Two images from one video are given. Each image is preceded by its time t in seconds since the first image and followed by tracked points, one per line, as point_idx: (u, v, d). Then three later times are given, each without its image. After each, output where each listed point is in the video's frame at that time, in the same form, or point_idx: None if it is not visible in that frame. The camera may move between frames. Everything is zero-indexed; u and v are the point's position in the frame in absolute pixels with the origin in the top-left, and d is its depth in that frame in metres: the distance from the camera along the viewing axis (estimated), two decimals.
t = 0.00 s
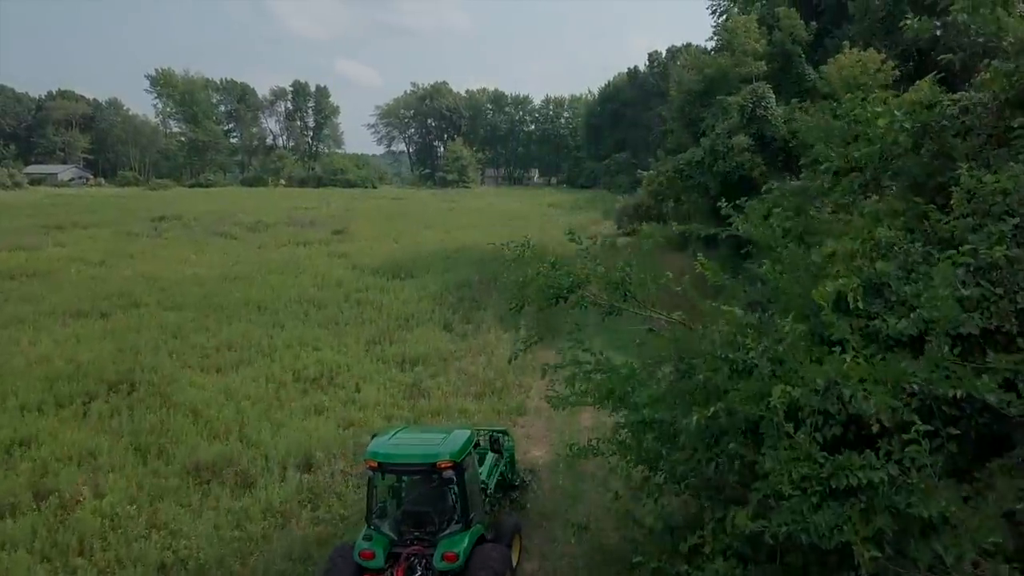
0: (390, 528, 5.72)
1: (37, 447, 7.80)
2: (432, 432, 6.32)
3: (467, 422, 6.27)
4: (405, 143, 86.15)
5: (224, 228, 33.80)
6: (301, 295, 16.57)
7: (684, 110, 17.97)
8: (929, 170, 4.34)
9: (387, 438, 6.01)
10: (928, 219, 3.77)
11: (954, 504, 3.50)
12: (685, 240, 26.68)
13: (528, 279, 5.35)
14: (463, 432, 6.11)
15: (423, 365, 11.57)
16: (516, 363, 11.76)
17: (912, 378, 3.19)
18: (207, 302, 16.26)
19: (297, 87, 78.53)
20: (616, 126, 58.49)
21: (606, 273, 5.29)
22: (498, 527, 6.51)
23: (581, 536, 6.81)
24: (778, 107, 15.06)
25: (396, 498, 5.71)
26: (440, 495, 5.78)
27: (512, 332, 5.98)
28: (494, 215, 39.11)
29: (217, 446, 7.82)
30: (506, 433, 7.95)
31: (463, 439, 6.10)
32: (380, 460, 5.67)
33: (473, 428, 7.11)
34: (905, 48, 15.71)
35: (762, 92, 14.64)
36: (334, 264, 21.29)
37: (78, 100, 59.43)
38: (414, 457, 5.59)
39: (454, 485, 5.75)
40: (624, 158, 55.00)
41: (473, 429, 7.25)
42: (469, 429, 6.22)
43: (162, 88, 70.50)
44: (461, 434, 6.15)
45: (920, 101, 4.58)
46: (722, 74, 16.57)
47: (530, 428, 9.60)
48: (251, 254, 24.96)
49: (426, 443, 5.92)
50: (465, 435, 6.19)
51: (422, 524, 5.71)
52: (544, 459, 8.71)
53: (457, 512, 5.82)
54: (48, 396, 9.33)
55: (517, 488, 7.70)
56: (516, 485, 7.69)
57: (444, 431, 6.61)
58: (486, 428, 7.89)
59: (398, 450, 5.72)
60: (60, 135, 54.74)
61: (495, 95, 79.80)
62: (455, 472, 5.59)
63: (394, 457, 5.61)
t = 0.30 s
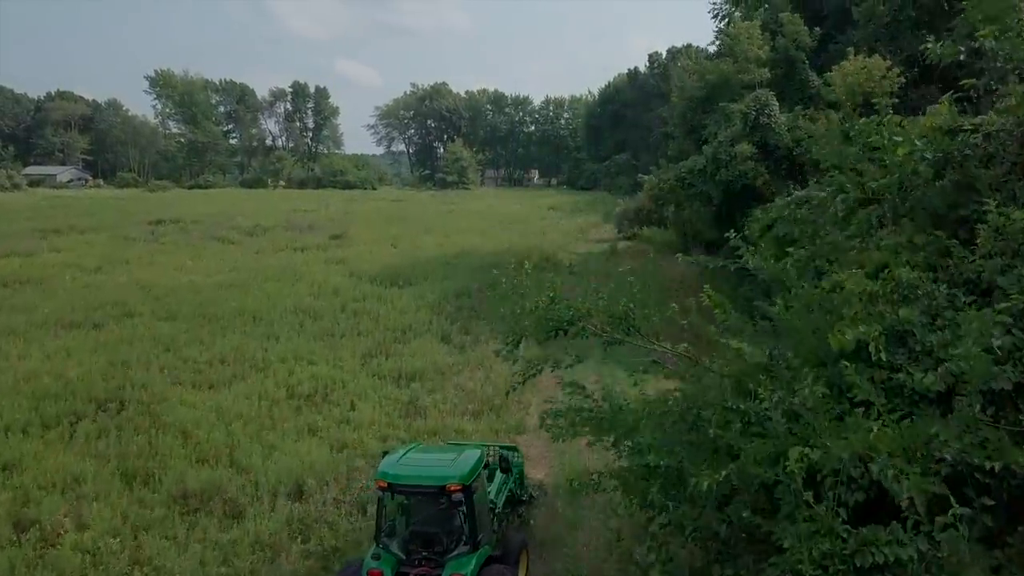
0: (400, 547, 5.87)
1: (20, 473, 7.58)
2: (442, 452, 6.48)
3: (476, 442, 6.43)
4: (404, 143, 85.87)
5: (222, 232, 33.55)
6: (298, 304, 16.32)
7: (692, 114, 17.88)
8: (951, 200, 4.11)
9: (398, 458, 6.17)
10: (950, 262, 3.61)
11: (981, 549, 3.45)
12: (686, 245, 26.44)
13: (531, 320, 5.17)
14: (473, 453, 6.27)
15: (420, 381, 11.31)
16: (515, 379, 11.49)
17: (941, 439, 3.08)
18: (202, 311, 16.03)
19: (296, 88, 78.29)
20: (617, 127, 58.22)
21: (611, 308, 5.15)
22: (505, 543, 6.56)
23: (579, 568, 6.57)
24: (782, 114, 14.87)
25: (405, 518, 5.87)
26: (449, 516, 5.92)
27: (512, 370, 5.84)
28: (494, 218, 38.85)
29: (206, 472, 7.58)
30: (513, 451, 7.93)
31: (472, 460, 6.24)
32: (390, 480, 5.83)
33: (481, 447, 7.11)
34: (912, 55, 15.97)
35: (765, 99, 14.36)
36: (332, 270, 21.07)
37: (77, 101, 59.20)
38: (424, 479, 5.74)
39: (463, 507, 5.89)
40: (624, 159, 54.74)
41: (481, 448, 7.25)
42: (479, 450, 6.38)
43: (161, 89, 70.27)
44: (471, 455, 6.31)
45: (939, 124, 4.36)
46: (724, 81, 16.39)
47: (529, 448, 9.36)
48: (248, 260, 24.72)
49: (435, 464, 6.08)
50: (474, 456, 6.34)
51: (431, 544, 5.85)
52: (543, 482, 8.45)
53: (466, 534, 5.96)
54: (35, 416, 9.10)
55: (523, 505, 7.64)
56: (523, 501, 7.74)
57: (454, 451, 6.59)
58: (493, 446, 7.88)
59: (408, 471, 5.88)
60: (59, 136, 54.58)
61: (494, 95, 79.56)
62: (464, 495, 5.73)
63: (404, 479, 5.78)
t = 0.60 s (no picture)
0: (404, 566, 5.91)
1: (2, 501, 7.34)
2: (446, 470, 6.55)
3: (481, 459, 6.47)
4: (404, 145, 85.58)
5: (220, 235, 33.27)
6: (294, 314, 16.07)
7: (694, 120, 17.65)
8: (976, 235, 3.79)
9: (402, 478, 6.22)
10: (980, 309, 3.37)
11: None
12: (687, 250, 26.18)
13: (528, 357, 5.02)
14: (476, 471, 6.34)
15: (416, 397, 11.06)
16: (513, 395, 11.24)
17: (976, 515, 2.88)
18: (196, 322, 15.78)
19: (296, 89, 77.98)
20: (617, 128, 57.96)
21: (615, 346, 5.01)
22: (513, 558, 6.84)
23: None
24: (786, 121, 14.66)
25: (410, 537, 5.92)
26: (453, 535, 5.97)
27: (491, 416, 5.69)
28: (494, 222, 38.57)
29: (193, 501, 7.34)
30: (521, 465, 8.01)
31: (475, 479, 6.30)
32: (394, 501, 5.88)
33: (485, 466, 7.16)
34: (916, 61, 15.89)
35: (769, 107, 14.15)
36: (330, 277, 20.82)
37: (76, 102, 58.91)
38: (428, 500, 5.80)
39: (466, 526, 5.94)
40: (624, 160, 54.69)
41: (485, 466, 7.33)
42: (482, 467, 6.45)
43: (160, 90, 69.99)
44: (473, 473, 6.38)
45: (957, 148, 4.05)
46: (726, 87, 16.17)
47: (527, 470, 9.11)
48: (245, 265, 24.47)
49: (438, 484, 6.14)
50: (477, 474, 6.40)
51: (436, 563, 5.89)
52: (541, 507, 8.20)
53: (470, 553, 6.00)
54: (20, 438, 8.86)
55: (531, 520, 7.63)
56: (531, 514, 7.77)
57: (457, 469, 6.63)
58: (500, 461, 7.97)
59: (412, 491, 5.94)
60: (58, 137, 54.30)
61: (494, 96, 79.28)
62: (468, 514, 5.79)
63: (409, 499, 5.83)
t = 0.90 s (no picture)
0: None
1: None
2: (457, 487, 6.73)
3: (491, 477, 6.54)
4: (404, 146, 85.31)
5: (218, 239, 33.03)
6: (290, 324, 15.85)
7: (697, 126, 17.42)
8: (1005, 273, 3.54)
9: (414, 495, 6.43)
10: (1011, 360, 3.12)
11: None
12: (687, 255, 25.97)
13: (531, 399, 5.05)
14: (487, 489, 6.54)
15: (413, 413, 10.83)
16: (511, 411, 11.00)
17: None
18: (191, 332, 15.58)
19: (296, 90, 77.69)
20: (617, 129, 57.79)
21: (618, 385, 4.95)
22: None
23: None
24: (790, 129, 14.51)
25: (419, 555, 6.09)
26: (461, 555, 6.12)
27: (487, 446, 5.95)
28: (494, 225, 38.32)
29: (179, 529, 7.13)
30: (531, 481, 7.75)
31: (488, 501, 6.46)
32: (405, 519, 6.09)
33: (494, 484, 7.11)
34: (922, 68, 15.64)
35: (772, 115, 14.05)
36: (327, 284, 20.62)
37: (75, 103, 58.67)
38: (437, 518, 6.00)
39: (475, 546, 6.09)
40: (625, 162, 54.58)
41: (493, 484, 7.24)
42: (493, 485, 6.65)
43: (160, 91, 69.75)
44: (484, 491, 6.58)
45: (980, 180, 3.80)
46: (730, 94, 15.97)
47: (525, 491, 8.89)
48: (243, 271, 24.23)
49: (450, 502, 6.34)
50: (488, 493, 6.60)
51: None
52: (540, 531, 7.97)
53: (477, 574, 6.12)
54: (5, 459, 8.64)
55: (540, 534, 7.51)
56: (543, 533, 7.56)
57: (469, 484, 6.80)
58: (510, 477, 7.75)
59: (423, 510, 6.15)
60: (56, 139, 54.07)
61: (495, 97, 78.98)
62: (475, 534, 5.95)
63: (419, 516, 6.06)
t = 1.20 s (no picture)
0: None
1: None
2: (465, 499, 6.75)
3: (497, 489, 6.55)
4: (402, 146, 85.03)
5: (214, 243, 32.75)
6: (285, 333, 15.59)
7: (697, 131, 17.18)
8: None
9: (421, 508, 6.48)
10: None
11: None
12: (687, 259, 25.76)
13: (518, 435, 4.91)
14: (495, 501, 6.52)
15: (408, 428, 10.59)
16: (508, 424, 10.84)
17: None
18: (184, 340, 15.33)
19: (294, 91, 77.34)
20: (616, 130, 57.60)
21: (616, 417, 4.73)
22: None
23: None
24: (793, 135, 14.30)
25: None
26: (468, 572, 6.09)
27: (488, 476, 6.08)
28: (492, 228, 38.10)
29: (165, 556, 6.89)
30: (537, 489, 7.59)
31: (495, 514, 6.43)
32: (411, 533, 6.14)
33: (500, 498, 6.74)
34: (926, 71, 15.40)
35: (774, 121, 13.83)
36: (323, 290, 20.39)
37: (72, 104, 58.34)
38: (440, 534, 6.02)
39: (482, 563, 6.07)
40: (624, 163, 54.52)
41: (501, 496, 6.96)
42: (501, 495, 6.62)
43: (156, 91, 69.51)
44: (492, 504, 6.54)
45: (1007, 207, 3.54)
46: (731, 99, 15.77)
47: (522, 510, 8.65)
48: (238, 277, 23.95)
49: (456, 516, 6.35)
50: (495, 505, 6.56)
51: None
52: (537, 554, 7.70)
53: None
54: None
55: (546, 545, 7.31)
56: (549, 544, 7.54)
57: (476, 495, 6.85)
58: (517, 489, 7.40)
59: (427, 525, 6.18)
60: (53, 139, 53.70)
61: (493, 98, 78.70)
62: (479, 550, 5.94)
63: (422, 534, 6.09)
